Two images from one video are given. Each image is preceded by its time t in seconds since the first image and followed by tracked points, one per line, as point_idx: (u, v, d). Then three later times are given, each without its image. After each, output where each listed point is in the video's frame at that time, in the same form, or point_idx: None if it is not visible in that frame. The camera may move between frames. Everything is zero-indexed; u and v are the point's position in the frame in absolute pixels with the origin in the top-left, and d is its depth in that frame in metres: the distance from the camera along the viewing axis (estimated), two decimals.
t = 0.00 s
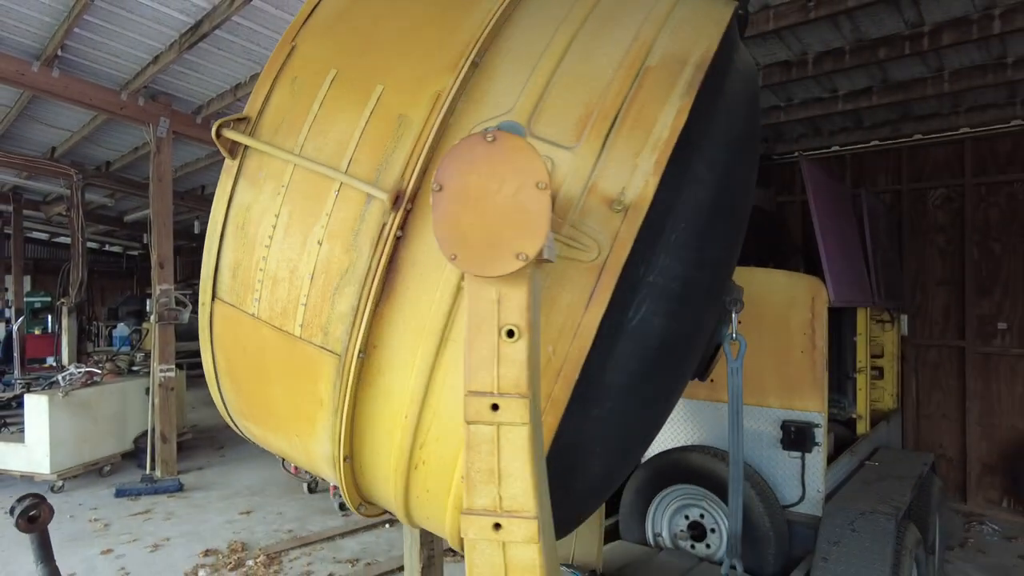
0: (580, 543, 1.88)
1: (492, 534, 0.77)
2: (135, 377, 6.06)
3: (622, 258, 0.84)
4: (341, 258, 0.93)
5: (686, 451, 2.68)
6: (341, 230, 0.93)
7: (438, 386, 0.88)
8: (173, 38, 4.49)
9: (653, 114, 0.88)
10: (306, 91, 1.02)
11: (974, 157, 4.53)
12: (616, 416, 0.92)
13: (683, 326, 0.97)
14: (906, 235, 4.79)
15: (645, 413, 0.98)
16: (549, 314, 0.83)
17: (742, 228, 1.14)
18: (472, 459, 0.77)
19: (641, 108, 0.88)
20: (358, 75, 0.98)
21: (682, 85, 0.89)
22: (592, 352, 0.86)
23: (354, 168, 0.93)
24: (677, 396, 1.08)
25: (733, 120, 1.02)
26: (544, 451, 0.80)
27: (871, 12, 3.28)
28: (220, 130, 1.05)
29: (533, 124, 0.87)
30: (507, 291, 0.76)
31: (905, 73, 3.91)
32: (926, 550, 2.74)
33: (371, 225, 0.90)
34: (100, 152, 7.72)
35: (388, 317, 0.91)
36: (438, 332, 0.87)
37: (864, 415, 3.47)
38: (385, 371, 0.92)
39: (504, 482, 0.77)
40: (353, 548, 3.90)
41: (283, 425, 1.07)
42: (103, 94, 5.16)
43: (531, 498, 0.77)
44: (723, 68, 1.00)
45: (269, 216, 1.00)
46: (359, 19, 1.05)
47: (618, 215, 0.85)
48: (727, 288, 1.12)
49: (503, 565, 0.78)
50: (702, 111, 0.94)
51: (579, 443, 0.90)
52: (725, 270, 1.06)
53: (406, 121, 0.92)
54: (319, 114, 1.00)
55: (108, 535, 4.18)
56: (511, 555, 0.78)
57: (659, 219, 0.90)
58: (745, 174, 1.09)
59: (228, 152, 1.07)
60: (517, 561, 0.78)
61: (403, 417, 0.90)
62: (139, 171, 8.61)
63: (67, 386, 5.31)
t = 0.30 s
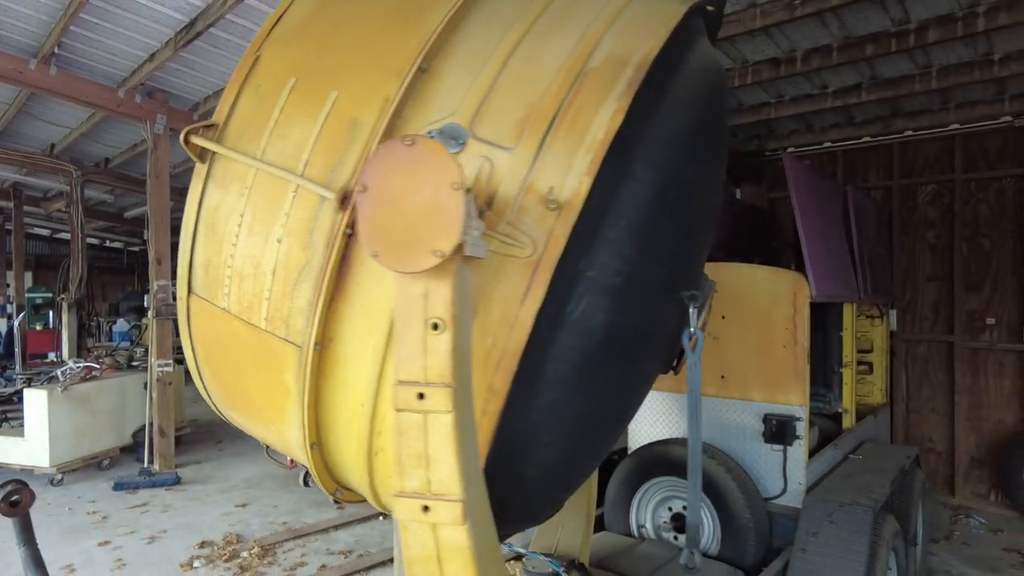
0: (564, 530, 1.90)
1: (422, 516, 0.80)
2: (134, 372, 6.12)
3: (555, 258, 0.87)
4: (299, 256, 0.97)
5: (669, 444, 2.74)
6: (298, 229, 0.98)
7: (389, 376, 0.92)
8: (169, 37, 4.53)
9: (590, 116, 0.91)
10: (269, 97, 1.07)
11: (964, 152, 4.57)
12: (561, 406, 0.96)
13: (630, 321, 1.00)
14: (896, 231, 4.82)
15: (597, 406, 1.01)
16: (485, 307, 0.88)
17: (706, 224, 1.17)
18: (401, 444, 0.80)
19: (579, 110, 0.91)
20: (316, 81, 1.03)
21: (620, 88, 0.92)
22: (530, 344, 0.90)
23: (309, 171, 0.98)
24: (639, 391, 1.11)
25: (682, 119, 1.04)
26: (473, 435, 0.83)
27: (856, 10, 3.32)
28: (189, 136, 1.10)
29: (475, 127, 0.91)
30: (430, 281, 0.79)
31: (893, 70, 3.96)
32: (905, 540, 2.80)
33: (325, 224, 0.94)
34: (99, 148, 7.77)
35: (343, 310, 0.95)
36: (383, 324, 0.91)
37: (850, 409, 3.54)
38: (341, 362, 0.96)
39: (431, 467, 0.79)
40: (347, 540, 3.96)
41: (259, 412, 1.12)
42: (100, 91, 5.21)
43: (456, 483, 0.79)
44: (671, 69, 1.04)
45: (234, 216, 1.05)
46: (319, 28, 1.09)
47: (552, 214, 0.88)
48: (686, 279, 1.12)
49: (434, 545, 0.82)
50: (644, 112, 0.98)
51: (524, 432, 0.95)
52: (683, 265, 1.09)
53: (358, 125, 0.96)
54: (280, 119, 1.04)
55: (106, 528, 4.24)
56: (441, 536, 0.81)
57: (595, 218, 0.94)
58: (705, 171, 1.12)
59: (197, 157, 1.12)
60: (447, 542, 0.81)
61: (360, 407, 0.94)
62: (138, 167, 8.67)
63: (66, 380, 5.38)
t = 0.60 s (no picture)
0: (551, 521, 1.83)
1: (349, 501, 0.83)
2: (136, 368, 6.18)
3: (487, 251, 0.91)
4: (254, 251, 1.00)
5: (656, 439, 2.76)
6: (254, 223, 1.01)
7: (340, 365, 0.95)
8: (166, 36, 4.57)
9: (525, 111, 0.94)
10: (228, 97, 1.09)
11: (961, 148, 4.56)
12: (505, 395, 0.98)
13: (575, 315, 1.01)
14: (893, 227, 4.81)
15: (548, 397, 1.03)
16: (419, 300, 0.91)
17: (670, 217, 1.18)
18: (330, 430, 0.84)
19: (514, 105, 0.94)
20: (270, 81, 1.05)
21: (555, 83, 0.95)
22: (466, 334, 0.94)
23: (263, 170, 1.00)
24: (597, 386, 1.11)
25: (630, 111, 1.05)
26: (402, 421, 0.86)
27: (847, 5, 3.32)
28: (153, 138, 1.12)
29: (415, 124, 0.94)
30: (350, 270, 0.82)
31: (888, 65, 3.96)
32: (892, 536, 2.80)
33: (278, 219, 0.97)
34: (102, 147, 7.84)
35: (297, 302, 0.97)
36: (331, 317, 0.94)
37: (842, 405, 3.49)
38: (297, 352, 0.99)
39: (356, 452, 0.83)
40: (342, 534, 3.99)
41: (232, 402, 1.14)
42: (100, 90, 5.27)
43: (380, 468, 0.82)
44: (617, 63, 1.06)
45: (198, 213, 1.08)
46: (276, 30, 1.11)
47: (484, 207, 0.91)
48: (645, 271, 1.13)
49: (364, 531, 0.85)
50: (586, 106, 1.00)
51: (471, 421, 0.98)
52: (640, 257, 1.10)
53: (306, 124, 0.98)
54: (239, 118, 1.06)
55: (105, 521, 4.29)
56: (369, 521, 0.84)
57: (530, 211, 0.95)
58: (665, 163, 1.13)
59: (164, 159, 1.14)
60: (375, 527, 0.84)
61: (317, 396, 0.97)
62: (142, 165, 8.73)
63: (68, 376, 5.44)
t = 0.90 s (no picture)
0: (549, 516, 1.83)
1: (309, 486, 0.88)
2: (147, 364, 6.27)
3: (448, 247, 0.93)
4: (236, 246, 1.03)
5: (654, 435, 2.76)
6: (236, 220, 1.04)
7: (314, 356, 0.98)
8: (174, 35, 4.63)
9: (485, 109, 0.96)
10: (213, 101, 1.12)
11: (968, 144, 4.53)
12: (472, 387, 1.01)
13: (542, 309, 1.03)
14: (899, 223, 4.79)
15: (519, 388, 1.05)
16: (386, 294, 0.94)
17: (648, 211, 1.19)
18: (291, 418, 0.90)
19: (475, 103, 0.97)
20: (250, 84, 1.09)
21: (515, 80, 0.97)
22: (429, 327, 0.95)
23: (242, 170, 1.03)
24: (574, 378, 1.13)
25: (599, 106, 1.06)
26: (361, 409, 0.91)
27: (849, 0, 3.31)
28: (144, 141, 1.16)
29: (380, 123, 0.98)
30: (305, 264, 0.87)
31: (892, 61, 3.94)
32: (892, 533, 2.79)
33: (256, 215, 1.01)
34: (113, 146, 7.94)
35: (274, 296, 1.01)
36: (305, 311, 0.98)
37: (844, 402, 3.48)
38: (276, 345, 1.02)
39: (315, 440, 0.88)
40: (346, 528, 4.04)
41: (227, 393, 1.18)
42: (110, 90, 5.38)
43: (337, 456, 0.87)
44: (584, 59, 1.07)
45: (187, 211, 1.10)
46: (257, 33, 1.15)
47: (444, 203, 0.94)
48: (621, 265, 1.14)
49: (325, 515, 0.90)
50: (551, 102, 1.01)
51: (440, 411, 1.01)
52: (613, 251, 1.11)
53: (281, 125, 1.01)
54: (222, 121, 1.09)
55: (115, 514, 4.36)
56: (329, 506, 0.89)
57: (490, 207, 0.97)
58: (641, 158, 1.14)
59: (157, 161, 1.18)
60: (334, 512, 0.89)
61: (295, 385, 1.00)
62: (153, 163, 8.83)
63: (80, 371, 5.53)
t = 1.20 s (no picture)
0: (559, 511, 1.85)
1: (293, 471, 0.91)
2: (161, 358, 6.35)
3: (430, 244, 0.96)
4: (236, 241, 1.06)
5: (658, 430, 2.78)
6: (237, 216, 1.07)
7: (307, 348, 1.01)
8: (188, 33, 4.68)
9: (464, 108, 0.98)
10: (216, 104, 1.16)
11: (982, 140, 4.49)
12: (458, 380, 1.03)
13: (525, 304, 1.04)
14: (911, 220, 4.75)
15: (505, 383, 1.07)
16: (371, 288, 0.97)
17: (639, 209, 1.20)
18: (276, 406, 0.93)
19: (456, 101, 0.98)
20: (250, 88, 1.12)
21: (495, 79, 0.98)
22: (410, 321, 0.97)
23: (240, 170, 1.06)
24: (565, 372, 1.15)
25: (582, 103, 1.07)
26: (344, 398, 0.94)
27: None
28: (154, 145, 1.20)
29: (367, 123, 1.01)
30: (287, 258, 0.90)
31: (903, 56, 3.91)
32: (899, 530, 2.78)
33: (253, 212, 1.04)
34: (128, 143, 8.04)
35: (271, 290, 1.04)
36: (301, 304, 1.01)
37: (853, 399, 3.47)
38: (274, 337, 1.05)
39: (298, 428, 0.92)
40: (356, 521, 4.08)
41: (236, 385, 1.22)
42: (125, 88, 5.44)
43: (317, 442, 0.90)
44: (569, 57, 1.08)
45: (193, 210, 1.14)
46: (258, 38, 1.18)
47: (424, 200, 0.95)
48: (611, 260, 1.15)
49: (309, 501, 0.92)
50: (532, 99, 1.02)
51: (427, 405, 1.03)
52: (601, 247, 1.13)
53: (277, 127, 1.04)
54: (225, 124, 1.13)
55: (131, 505, 4.44)
56: (312, 491, 0.92)
57: (470, 204, 0.98)
58: (628, 155, 1.15)
59: (168, 163, 1.22)
60: (317, 497, 0.92)
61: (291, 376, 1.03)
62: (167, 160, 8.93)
63: (96, 365, 5.62)
